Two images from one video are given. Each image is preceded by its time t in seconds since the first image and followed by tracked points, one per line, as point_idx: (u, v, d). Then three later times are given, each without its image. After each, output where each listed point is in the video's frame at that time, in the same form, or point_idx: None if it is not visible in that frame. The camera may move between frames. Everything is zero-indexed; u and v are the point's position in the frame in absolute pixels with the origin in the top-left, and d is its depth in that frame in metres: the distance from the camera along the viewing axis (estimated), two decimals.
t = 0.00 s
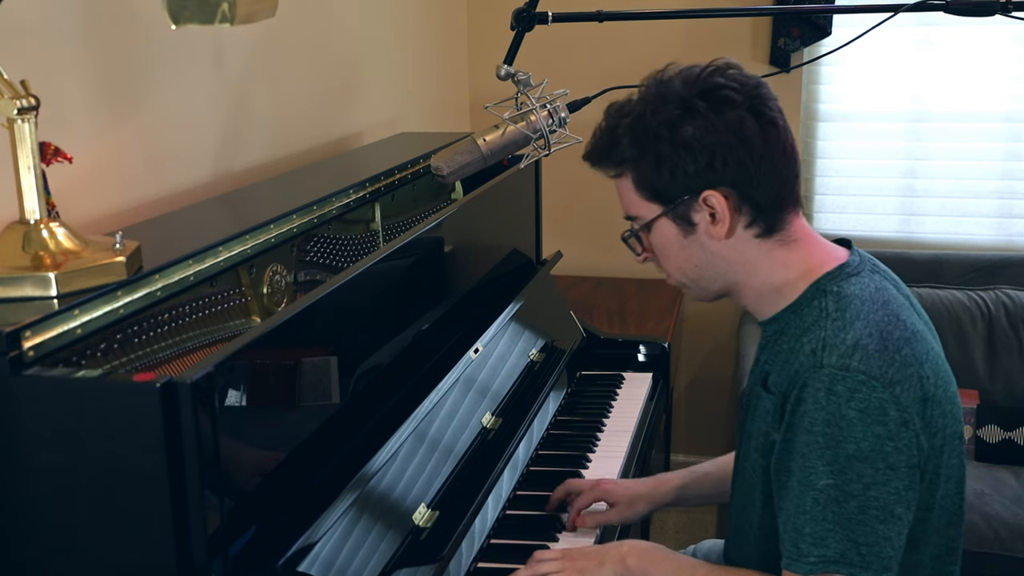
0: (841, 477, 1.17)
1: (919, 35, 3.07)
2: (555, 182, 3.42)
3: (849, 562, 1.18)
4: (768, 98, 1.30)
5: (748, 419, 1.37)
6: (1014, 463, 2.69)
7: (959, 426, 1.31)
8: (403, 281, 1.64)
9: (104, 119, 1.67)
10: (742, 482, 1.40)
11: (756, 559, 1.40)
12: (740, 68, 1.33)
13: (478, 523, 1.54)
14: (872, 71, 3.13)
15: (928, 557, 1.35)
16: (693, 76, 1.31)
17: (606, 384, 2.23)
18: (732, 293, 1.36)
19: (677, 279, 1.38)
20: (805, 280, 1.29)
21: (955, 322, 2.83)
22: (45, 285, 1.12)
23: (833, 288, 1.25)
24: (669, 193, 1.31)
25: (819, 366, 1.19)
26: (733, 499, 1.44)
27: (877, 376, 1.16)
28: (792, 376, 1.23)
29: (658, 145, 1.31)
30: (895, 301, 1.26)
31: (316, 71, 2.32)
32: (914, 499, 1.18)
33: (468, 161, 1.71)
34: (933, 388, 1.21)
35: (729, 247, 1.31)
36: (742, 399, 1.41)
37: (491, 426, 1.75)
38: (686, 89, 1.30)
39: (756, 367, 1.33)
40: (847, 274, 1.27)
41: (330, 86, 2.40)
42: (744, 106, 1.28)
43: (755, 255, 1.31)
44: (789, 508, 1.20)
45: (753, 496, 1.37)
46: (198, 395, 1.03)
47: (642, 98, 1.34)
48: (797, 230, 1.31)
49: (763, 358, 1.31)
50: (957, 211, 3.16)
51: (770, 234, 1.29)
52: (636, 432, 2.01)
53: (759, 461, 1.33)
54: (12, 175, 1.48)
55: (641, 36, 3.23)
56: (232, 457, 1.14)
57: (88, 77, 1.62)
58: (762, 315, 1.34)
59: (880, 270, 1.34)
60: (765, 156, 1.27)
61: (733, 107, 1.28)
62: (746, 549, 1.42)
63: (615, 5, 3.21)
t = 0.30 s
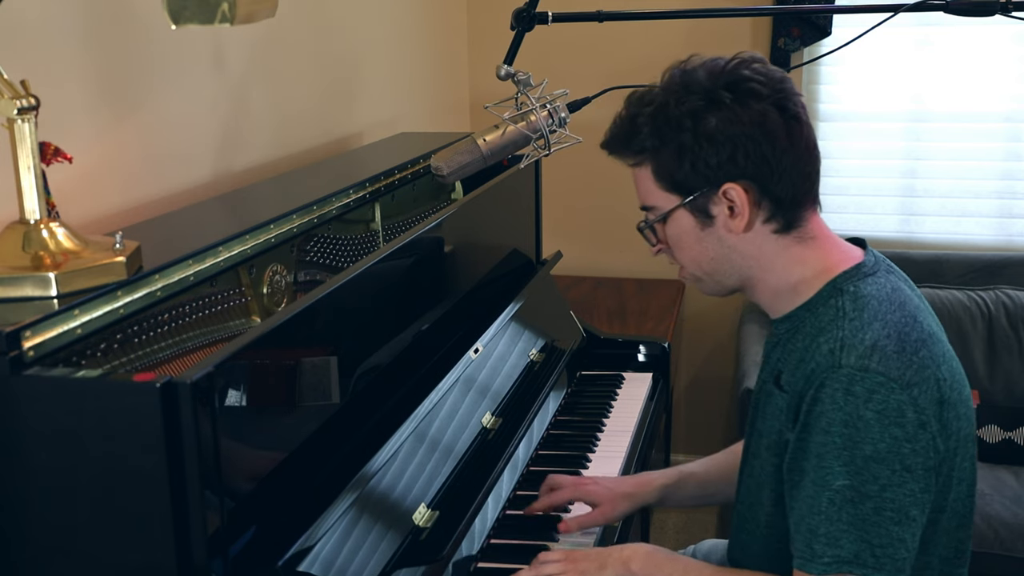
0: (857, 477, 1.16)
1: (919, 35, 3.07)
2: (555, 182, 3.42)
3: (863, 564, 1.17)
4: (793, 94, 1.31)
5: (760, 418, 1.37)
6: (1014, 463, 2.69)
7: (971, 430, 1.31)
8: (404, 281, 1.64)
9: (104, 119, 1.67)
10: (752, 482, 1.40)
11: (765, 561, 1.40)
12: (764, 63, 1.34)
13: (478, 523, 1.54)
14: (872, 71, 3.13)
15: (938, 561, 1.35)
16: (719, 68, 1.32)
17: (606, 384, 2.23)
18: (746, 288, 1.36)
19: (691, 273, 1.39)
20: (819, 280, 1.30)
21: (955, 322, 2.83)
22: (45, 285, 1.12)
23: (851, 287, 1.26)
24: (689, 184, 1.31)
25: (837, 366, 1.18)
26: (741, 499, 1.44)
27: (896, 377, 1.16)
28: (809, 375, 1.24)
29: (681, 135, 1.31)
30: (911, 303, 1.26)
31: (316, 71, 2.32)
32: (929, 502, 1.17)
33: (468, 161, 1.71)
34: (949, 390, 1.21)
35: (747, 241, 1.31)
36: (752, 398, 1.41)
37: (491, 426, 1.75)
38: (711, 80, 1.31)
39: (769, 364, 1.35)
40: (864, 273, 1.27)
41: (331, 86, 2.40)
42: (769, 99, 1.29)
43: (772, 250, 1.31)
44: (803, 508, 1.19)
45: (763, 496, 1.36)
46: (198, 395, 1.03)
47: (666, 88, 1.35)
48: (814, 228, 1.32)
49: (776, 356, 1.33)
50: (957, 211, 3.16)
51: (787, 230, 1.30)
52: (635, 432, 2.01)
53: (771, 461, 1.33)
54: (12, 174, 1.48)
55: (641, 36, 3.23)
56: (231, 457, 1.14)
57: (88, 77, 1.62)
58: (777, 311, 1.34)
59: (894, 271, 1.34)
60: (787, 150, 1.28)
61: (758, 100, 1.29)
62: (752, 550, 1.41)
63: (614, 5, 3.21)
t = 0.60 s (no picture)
0: (862, 484, 1.16)
1: (919, 35, 3.07)
2: (555, 182, 3.42)
3: (870, 570, 1.17)
4: (796, 95, 1.32)
5: (765, 422, 1.37)
6: (1014, 463, 2.70)
7: (976, 431, 1.30)
8: (403, 281, 1.64)
9: (104, 119, 1.67)
10: (758, 485, 1.40)
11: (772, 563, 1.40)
12: (767, 65, 1.35)
13: (478, 524, 1.54)
14: (872, 71, 3.13)
15: (945, 562, 1.35)
16: (723, 70, 1.33)
17: (606, 384, 2.23)
18: (750, 291, 1.37)
19: (694, 276, 1.39)
20: (823, 282, 1.30)
21: (955, 322, 2.83)
22: (45, 285, 1.12)
23: (853, 290, 1.26)
24: (694, 186, 1.32)
25: (839, 372, 1.18)
26: (746, 502, 1.44)
27: (898, 382, 1.15)
28: (811, 380, 1.24)
29: (685, 137, 1.31)
30: (914, 305, 1.25)
31: (316, 70, 2.32)
32: (934, 507, 1.17)
33: (468, 161, 1.71)
34: (953, 393, 1.20)
35: (752, 243, 1.31)
36: (756, 400, 1.42)
37: (491, 426, 1.75)
38: (715, 82, 1.32)
39: (773, 367, 1.36)
40: (866, 276, 1.27)
41: (331, 86, 2.40)
42: (774, 100, 1.30)
43: (776, 252, 1.31)
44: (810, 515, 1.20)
45: (771, 499, 1.37)
46: (198, 395, 1.03)
47: (670, 91, 1.36)
48: (818, 231, 1.32)
49: (779, 359, 1.34)
50: (957, 211, 3.16)
51: (792, 232, 1.30)
52: (636, 432, 2.01)
53: (775, 464, 1.34)
54: (11, 175, 1.48)
55: (641, 36, 3.23)
56: (231, 455, 1.14)
57: (88, 77, 1.62)
58: (782, 313, 1.34)
59: (898, 272, 1.34)
60: (792, 151, 1.28)
61: (764, 101, 1.29)
62: (759, 553, 1.42)
63: (614, 5, 3.21)
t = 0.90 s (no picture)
0: (849, 483, 1.16)
1: (919, 35, 3.07)
2: (555, 182, 3.42)
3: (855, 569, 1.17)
4: (778, 96, 1.32)
5: (758, 422, 1.37)
6: (1014, 463, 2.69)
7: (971, 435, 1.30)
8: (403, 281, 1.64)
9: (104, 120, 1.67)
10: (751, 485, 1.40)
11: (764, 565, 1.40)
12: (748, 67, 1.35)
13: (478, 523, 1.54)
14: (872, 71, 3.13)
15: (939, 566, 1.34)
16: (703, 76, 1.33)
17: (606, 384, 2.23)
18: (745, 295, 1.36)
19: (689, 283, 1.39)
20: (817, 284, 1.29)
21: (955, 322, 2.83)
22: (45, 285, 1.12)
23: (847, 291, 1.25)
24: (681, 194, 1.32)
25: (832, 372, 1.18)
26: (741, 501, 1.44)
27: (889, 383, 1.15)
28: (805, 380, 1.23)
29: (668, 146, 1.31)
30: (909, 306, 1.25)
31: (315, 70, 2.32)
32: (922, 508, 1.17)
33: (468, 161, 1.71)
34: (946, 395, 1.20)
35: (743, 247, 1.31)
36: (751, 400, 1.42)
37: (491, 426, 1.75)
38: (695, 89, 1.32)
39: (767, 369, 1.34)
40: (860, 278, 1.27)
41: (331, 86, 2.40)
42: (754, 103, 1.29)
43: (767, 255, 1.31)
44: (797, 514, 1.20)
45: (763, 498, 1.37)
46: (198, 395, 1.03)
47: (651, 101, 1.35)
48: (809, 231, 1.32)
49: (774, 362, 1.32)
50: (957, 211, 3.16)
51: (782, 234, 1.30)
52: (636, 433, 2.01)
53: (768, 465, 1.33)
54: (11, 175, 1.48)
55: (641, 36, 3.23)
56: (231, 456, 1.14)
57: (88, 77, 1.62)
58: (776, 316, 1.33)
59: (893, 273, 1.34)
60: (777, 153, 1.28)
61: (744, 104, 1.29)
62: (751, 553, 1.42)
63: (615, 5, 3.21)
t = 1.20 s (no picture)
0: (837, 486, 1.16)
1: (919, 35, 3.07)
2: (555, 182, 3.42)
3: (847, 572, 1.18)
4: (754, 102, 1.31)
5: (745, 427, 1.36)
6: (1014, 463, 2.68)
7: (960, 432, 1.29)
8: (403, 281, 1.64)
9: (103, 120, 1.67)
10: (741, 489, 1.40)
11: (759, 568, 1.40)
12: (724, 74, 1.34)
13: (478, 523, 1.54)
14: (872, 71, 3.13)
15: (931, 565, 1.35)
16: (679, 84, 1.32)
17: (606, 384, 2.23)
18: (727, 300, 1.36)
19: (673, 290, 1.39)
20: (798, 287, 1.29)
21: (955, 322, 2.83)
22: (45, 285, 1.12)
23: (828, 294, 1.25)
24: (660, 203, 1.31)
25: (813, 376, 1.18)
26: (732, 506, 1.44)
27: (872, 385, 1.15)
28: (787, 384, 1.23)
29: (646, 156, 1.31)
30: (890, 306, 1.25)
31: (315, 70, 2.32)
32: (911, 507, 1.17)
33: (468, 161, 1.71)
34: (930, 394, 1.19)
35: (723, 254, 1.31)
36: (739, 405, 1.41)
37: (491, 426, 1.75)
38: (671, 97, 1.31)
39: (752, 373, 1.34)
40: (842, 279, 1.27)
41: (331, 86, 2.40)
42: (730, 111, 1.29)
43: (748, 260, 1.31)
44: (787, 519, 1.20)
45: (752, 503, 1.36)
46: (198, 395, 1.03)
47: (628, 109, 1.35)
48: (789, 236, 1.32)
49: (759, 366, 1.31)
50: (957, 211, 3.16)
51: (762, 239, 1.30)
52: (635, 433, 2.01)
53: (756, 470, 1.33)
54: (11, 175, 1.48)
55: (641, 36, 3.22)
56: (231, 455, 1.14)
57: (88, 77, 1.62)
58: (758, 322, 1.33)
59: (875, 273, 1.34)
60: (754, 159, 1.27)
61: (719, 112, 1.29)
62: (746, 557, 1.42)
63: (615, 5, 3.21)
